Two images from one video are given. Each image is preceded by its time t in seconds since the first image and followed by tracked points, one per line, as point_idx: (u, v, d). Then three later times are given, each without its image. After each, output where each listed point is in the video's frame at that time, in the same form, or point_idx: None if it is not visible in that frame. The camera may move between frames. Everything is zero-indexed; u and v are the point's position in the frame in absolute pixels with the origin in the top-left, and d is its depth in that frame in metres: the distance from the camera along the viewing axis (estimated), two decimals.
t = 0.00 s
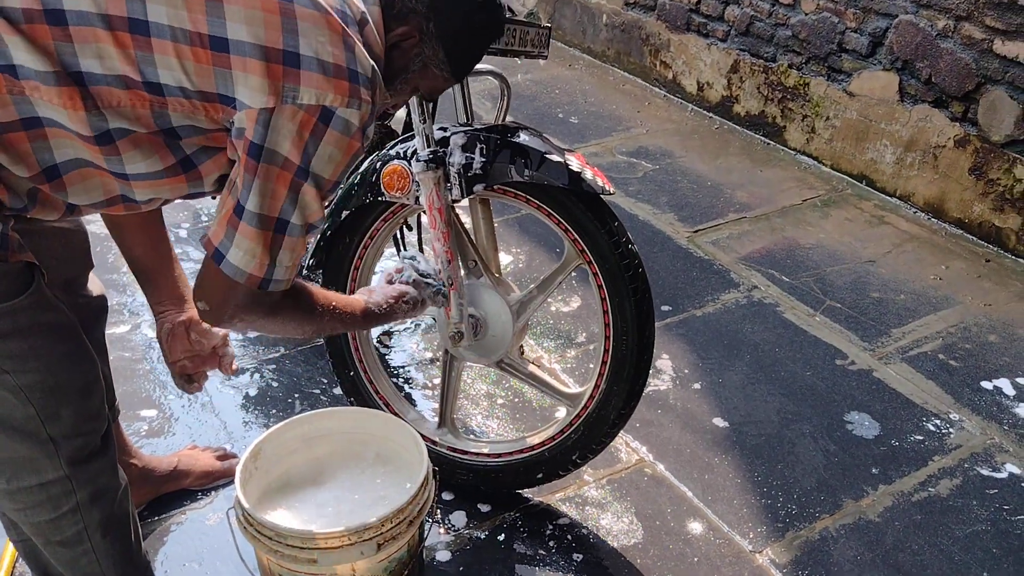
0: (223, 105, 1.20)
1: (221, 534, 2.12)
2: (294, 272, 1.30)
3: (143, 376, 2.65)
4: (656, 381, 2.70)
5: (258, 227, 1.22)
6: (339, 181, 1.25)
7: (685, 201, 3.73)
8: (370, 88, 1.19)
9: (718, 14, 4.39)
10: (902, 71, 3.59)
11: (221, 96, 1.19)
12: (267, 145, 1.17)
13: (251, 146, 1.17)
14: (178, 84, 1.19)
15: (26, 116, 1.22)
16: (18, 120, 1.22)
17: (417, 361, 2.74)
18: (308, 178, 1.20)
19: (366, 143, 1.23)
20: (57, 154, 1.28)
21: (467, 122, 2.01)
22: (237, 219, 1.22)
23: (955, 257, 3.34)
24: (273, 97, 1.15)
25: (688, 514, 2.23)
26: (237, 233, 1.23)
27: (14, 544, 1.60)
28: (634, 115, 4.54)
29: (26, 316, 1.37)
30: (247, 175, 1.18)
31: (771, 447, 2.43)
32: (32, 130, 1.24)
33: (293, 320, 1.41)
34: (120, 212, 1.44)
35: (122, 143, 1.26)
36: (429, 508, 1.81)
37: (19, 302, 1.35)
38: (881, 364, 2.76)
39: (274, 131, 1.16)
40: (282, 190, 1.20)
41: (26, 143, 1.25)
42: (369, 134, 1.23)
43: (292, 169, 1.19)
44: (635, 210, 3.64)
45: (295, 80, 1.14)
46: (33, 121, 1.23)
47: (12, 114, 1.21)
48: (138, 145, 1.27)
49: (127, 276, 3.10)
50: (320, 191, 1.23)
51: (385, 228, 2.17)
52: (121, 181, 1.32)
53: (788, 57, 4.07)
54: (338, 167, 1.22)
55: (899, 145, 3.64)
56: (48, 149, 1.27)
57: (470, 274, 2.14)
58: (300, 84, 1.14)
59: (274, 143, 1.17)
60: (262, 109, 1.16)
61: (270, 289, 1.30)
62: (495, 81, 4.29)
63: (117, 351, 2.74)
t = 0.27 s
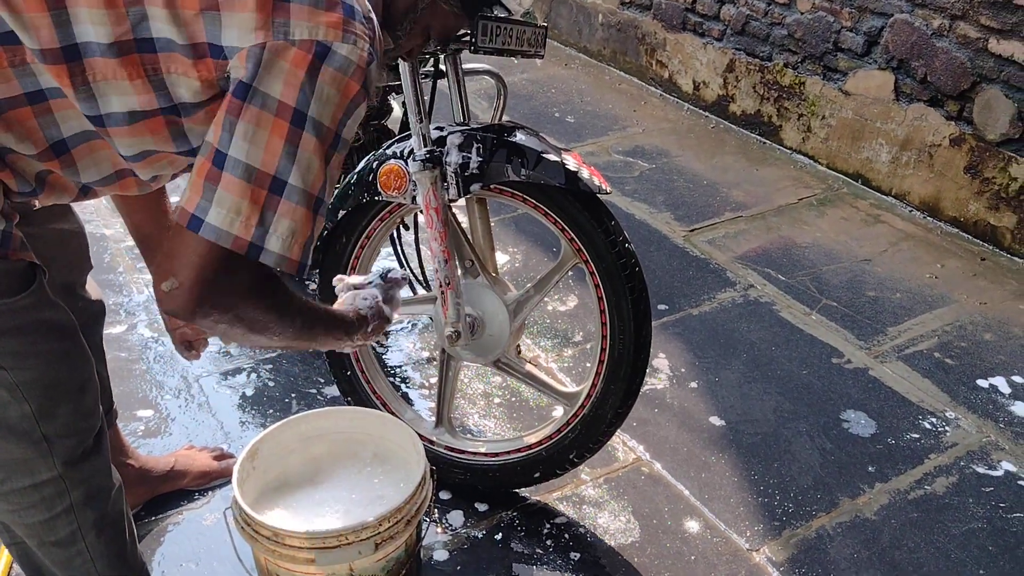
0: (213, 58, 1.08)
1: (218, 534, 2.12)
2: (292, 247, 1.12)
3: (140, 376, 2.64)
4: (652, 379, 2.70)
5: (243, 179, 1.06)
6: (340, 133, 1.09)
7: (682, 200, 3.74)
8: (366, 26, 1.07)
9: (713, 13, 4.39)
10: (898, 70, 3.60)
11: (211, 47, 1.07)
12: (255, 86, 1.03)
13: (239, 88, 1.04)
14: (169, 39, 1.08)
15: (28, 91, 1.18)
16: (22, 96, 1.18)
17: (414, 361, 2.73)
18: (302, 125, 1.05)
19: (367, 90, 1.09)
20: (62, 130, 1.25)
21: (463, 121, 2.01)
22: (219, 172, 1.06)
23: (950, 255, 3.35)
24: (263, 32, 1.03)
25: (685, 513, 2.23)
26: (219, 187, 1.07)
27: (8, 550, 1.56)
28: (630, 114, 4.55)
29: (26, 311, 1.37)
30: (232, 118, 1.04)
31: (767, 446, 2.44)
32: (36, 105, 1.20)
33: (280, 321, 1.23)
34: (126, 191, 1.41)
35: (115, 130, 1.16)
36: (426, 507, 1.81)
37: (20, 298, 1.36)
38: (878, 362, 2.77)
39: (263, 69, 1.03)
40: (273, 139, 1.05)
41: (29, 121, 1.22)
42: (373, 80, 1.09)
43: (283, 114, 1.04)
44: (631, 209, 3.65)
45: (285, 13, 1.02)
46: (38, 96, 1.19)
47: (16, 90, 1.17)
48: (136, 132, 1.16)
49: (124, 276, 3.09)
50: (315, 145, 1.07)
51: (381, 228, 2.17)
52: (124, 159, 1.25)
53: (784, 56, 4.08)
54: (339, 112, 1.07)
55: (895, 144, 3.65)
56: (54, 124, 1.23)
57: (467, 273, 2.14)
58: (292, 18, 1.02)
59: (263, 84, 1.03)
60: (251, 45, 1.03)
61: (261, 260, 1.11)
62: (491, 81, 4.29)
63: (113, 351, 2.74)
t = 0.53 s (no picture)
0: (210, 88, 1.10)
1: (216, 534, 2.12)
2: (292, 294, 1.09)
3: (138, 376, 2.64)
4: (650, 379, 2.70)
5: (245, 219, 1.05)
6: (340, 176, 1.09)
7: (679, 200, 3.74)
8: (368, 66, 1.07)
9: (711, 13, 4.40)
10: (895, 70, 3.60)
11: (208, 77, 1.09)
12: (254, 125, 1.02)
13: (236, 125, 1.03)
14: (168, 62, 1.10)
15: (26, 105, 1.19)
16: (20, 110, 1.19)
17: (412, 361, 2.74)
18: (303, 166, 1.04)
19: (367, 130, 1.09)
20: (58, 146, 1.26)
21: (461, 121, 2.01)
22: (222, 214, 1.06)
23: (947, 255, 3.36)
24: (261, 68, 1.03)
25: (683, 512, 2.23)
26: (221, 228, 1.06)
27: None
28: (628, 114, 4.55)
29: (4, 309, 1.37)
30: (235, 156, 1.04)
31: (765, 445, 2.44)
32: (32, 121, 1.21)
33: (269, 413, 1.23)
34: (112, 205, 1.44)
35: (108, 145, 1.20)
36: (424, 506, 1.82)
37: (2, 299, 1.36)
38: (875, 362, 2.77)
39: (262, 106, 1.02)
40: (274, 179, 1.04)
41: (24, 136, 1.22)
42: (372, 120, 1.09)
43: (285, 154, 1.03)
44: (629, 208, 3.65)
45: (286, 50, 1.02)
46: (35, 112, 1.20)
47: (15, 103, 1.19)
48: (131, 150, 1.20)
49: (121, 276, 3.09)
50: (317, 186, 1.07)
51: (379, 229, 2.17)
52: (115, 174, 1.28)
53: (782, 56, 4.08)
54: (339, 155, 1.07)
55: (892, 144, 3.66)
56: (48, 139, 1.24)
57: (465, 273, 2.14)
58: (292, 55, 1.02)
59: (262, 122, 1.02)
60: (250, 81, 1.03)
61: (260, 307, 1.08)
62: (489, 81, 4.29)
63: (111, 351, 2.74)
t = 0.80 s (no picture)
0: (209, 139, 1.17)
1: (214, 533, 2.12)
2: (279, 329, 1.23)
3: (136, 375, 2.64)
4: (648, 378, 2.70)
5: (237, 270, 1.17)
6: (337, 234, 1.18)
7: (678, 199, 3.74)
8: (367, 129, 1.14)
9: (709, 12, 4.40)
10: (893, 69, 3.60)
11: (206, 129, 1.16)
12: (252, 188, 1.12)
13: (236, 188, 1.12)
14: (165, 112, 1.16)
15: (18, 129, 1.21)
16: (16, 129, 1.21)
17: (410, 360, 2.74)
18: (295, 226, 1.14)
19: (364, 191, 1.18)
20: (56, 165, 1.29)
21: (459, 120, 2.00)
22: (217, 261, 1.17)
23: (945, 254, 3.36)
24: (260, 135, 1.11)
25: (681, 511, 2.23)
26: (215, 272, 1.18)
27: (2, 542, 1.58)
28: (626, 114, 4.55)
29: None
30: (229, 215, 1.13)
31: (763, 444, 2.45)
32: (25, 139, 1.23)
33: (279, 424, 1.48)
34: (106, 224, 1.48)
35: (112, 167, 1.24)
36: (422, 505, 1.82)
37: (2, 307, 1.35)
38: (873, 361, 2.78)
39: (261, 173, 1.12)
40: (266, 238, 1.14)
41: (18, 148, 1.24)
42: (367, 181, 1.18)
43: (278, 216, 1.13)
44: (627, 208, 3.65)
45: (284, 118, 1.10)
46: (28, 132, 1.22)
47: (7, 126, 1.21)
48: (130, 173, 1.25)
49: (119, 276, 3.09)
50: (308, 243, 1.16)
51: (376, 228, 2.18)
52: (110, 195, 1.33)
53: (780, 55, 4.08)
54: (334, 216, 1.16)
55: (890, 143, 3.66)
56: (36, 160, 1.27)
57: (463, 272, 2.14)
58: (290, 124, 1.10)
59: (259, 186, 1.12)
60: (248, 147, 1.11)
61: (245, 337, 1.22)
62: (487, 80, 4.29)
63: (109, 351, 2.74)
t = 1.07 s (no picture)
0: (195, 76, 1.06)
1: (211, 535, 2.12)
2: (263, 283, 1.09)
3: (134, 376, 2.64)
4: (646, 379, 2.70)
5: (212, 211, 1.04)
6: (333, 166, 1.05)
7: (676, 200, 3.74)
8: (373, 44, 1.00)
9: (707, 13, 4.40)
10: (890, 70, 3.61)
11: (191, 63, 1.05)
12: (232, 114, 1.00)
13: (217, 116, 1.01)
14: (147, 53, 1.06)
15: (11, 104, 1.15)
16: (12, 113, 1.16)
17: (408, 361, 2.74)
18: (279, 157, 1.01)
19: (367, 118, 1.03)
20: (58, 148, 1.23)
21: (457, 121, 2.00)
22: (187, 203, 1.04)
23: (943, 254, 3.36)
24: (242, 54, 0.98)
25: (678, 511, 2.23)
26: (186, 216, 1.05)
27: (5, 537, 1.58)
28: (625, 114, 4.55)
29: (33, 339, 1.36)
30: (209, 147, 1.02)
31: (760, 444, 2.44)
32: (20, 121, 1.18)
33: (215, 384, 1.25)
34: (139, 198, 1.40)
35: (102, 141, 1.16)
36: (420, 507, 1.82)
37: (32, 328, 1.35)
38: (871, 361, 2.78)
39: (242, 96, 0.99)
40: (246, 169, 1.02)
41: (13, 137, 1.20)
42: (373, 108, 1.03)
43: (259, 145, 1.01)
44: (625, 208, 3.65)
45: (271, 33, 0.97)
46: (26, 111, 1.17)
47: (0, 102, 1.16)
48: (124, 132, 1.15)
49: (117, 277, 3.09)
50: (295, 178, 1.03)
51: (374, 229, 2.17)
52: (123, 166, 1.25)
53: (778, 56, 4.08)
54: (329, 144, 1.02)
55: (888, 143, 3.66)
56: (49, 135, 1.21)
57: (460, 273, 2.14)
58: (279, 39, 0.97)
59: (240, 111, 1.00)
60: (231, 67, 0.98)
61: (223, 294, 1.08)
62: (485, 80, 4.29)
63: (107, 352, 2.74)
